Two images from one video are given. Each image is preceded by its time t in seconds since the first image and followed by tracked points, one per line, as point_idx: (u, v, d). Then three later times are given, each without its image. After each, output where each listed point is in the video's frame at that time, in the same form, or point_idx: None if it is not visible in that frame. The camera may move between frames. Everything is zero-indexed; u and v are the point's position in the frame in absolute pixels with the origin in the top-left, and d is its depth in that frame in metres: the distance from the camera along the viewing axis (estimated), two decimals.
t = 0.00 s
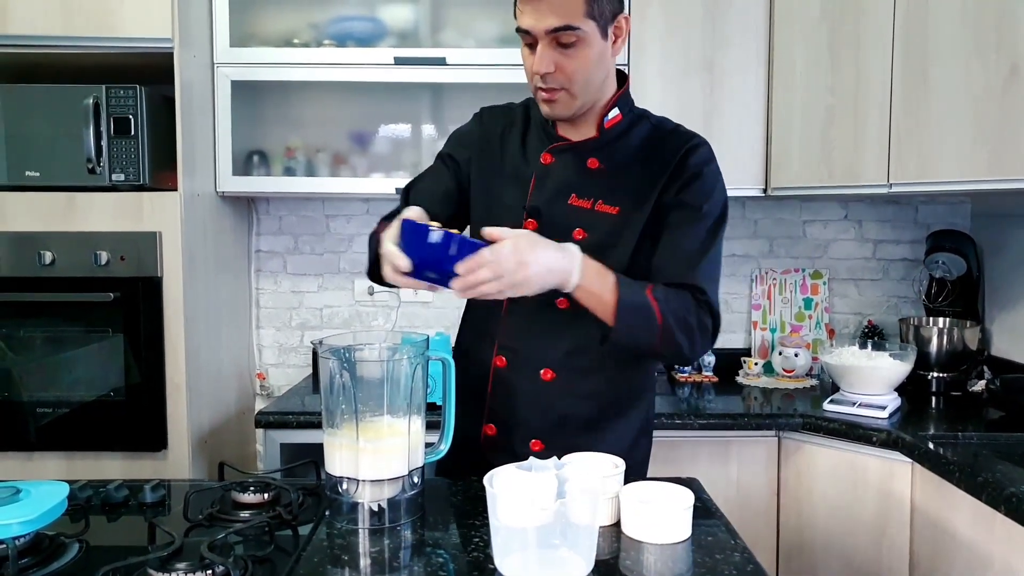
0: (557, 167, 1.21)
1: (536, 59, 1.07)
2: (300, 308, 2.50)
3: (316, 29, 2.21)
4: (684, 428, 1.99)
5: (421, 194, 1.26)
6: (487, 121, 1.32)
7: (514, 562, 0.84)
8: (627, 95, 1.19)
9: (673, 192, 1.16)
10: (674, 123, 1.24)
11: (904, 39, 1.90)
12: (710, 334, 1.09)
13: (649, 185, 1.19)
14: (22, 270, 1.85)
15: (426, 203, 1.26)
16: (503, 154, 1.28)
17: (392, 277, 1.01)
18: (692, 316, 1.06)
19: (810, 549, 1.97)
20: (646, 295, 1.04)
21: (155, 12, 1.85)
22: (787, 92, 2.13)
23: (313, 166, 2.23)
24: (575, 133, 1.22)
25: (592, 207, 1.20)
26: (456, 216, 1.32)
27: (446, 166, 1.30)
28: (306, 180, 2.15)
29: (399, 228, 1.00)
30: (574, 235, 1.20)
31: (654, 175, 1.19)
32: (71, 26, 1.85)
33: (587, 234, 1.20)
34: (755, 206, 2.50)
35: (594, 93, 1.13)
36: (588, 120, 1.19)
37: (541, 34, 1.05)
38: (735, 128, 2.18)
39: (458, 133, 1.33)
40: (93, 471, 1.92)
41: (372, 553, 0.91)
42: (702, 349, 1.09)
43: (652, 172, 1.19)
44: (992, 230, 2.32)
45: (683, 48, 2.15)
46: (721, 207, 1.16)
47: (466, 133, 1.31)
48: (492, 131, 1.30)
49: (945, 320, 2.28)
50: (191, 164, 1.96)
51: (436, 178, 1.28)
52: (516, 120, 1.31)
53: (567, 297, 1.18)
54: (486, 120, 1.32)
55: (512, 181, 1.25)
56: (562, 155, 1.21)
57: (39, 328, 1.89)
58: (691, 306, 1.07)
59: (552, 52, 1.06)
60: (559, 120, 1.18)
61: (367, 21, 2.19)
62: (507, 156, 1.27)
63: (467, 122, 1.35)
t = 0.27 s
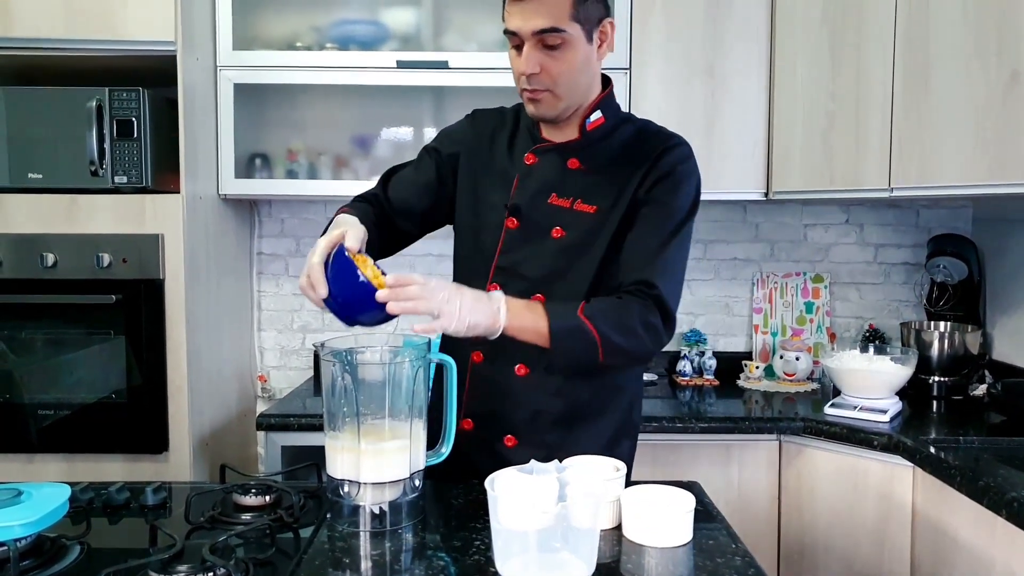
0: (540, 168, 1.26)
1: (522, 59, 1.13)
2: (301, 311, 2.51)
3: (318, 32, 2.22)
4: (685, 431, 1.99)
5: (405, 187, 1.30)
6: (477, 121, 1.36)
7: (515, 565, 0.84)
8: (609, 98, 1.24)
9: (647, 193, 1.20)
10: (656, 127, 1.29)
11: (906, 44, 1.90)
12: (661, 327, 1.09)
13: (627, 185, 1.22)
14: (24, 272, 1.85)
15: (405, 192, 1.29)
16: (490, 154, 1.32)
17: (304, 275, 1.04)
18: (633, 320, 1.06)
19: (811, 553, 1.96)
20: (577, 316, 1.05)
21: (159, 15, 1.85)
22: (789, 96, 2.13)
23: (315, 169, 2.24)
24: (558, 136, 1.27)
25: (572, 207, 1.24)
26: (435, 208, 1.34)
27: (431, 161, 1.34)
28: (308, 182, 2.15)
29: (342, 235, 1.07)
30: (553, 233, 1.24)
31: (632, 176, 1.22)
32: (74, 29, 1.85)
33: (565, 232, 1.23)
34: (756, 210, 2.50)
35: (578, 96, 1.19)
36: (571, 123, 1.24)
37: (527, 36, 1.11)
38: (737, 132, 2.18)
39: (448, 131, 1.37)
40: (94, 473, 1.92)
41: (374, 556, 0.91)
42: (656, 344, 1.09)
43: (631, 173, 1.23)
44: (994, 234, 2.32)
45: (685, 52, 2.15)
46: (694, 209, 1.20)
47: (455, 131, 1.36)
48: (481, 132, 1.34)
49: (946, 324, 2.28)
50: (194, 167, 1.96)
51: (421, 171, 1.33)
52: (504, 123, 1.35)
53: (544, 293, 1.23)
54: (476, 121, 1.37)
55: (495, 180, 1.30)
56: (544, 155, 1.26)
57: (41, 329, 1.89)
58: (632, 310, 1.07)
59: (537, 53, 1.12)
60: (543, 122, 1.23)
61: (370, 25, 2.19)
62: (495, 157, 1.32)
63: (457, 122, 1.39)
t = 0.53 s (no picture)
0: (519, 171, 1.26)
1: (491, 69, 1.13)
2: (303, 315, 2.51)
3: (320, 37, 2.22)
4: (687, 435, 1.98)
5: (384, 194, 1.29)
6: (454, 126, 1.37)
7: (516, 569, 0.84)
8: (584, 101, 1.25)
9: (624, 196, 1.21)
10: (632, 127, 1.30)
11: (907, 48, 1.91)
12: (640, 330, 1.12)
13: (605, 186, 1.23)
14: (25, 276, 1.85)
15: (389, 199, 1.29)
16: (469, 158, 1.32)
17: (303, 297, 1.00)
18: (613, 327, 1.09)
19: (813, 558, 1.96)
20: (558, 329, 1.07)
21: (161, 19, 1.86)
22: (790, 101, 2.13)
23: (317, 173, 2.24)
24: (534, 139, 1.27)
25: (552, 209, 1.24)
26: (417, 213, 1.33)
27: (411, 165, 1.33)
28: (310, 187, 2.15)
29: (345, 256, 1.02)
30: (534, 236, 1.24)
31: (611, 177, 1.24)
32: (77, 33, 1.86)
33: (546, 235, 1.23)
34: (757, 214, 2.50)
35: (550, 100, 1.19)
36: (547, 126, 1.25)
37: (494, 46, 1.11)
38: (739, 137, 2.18)
39: (426, 135, 1.36)
40: (96, 477, 1.92)
41: (375, 560, 0.91)
42: (636, 346, 1.12)
43: (609, 174, 1.24)
44: (995, 239, 2.32)
45: (686, 57, 2.16)
46: (669, 210, 1.22)
47: (433, 136, 1.36)
48: (459, 136, 1.35)
49: (948, 328, 2.27)
50: (195, 171, 1.96)
51: (400, 176, 1.32)
52: (481, 127, 1.35)
53: (529, 297, 1.23)
54: (454, 125, 1.37)
55: (475, 185, 1.30)
56: (523, 158, 1.26)
57: (42, 333, 1.89)
58: (610, 317, 1.10)
59: (506, 62, 1.12)
60: (519, 129, 1.24)
61: (371, 30, 2.20)
62: (474, 160, 1.32)
63: (435, 126, 1.39)
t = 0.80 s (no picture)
0: (506, 173, 1.26)
1: (467, 80, 1.13)
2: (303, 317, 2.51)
3: (321, 39, 2.22)
4: (688, 438, 1.98)
5: (376, 199, 1.30)
6: (442, 128, 1.37)
7: (518, 572, 0.84)
8: (567, 99, 1.25)
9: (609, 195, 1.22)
10: (618, 124, 1.30)
11: (908, 50, 1.91)
12: (633, 329, 1.12)
13: (591, 185, 1.24)
14: (27, 279, 1.85)
15: (380, 203, 1.29)
16: (456, 161, 1.33)
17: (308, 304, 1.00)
18: (607, 327, 1.10)
19: (815, 560, 1.95)
20: (552, 332, 1.07)
21: (163, 23, 1.86)
22: (791, 103, 2.13)
23: (317, 175, 2.23)
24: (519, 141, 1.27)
25: (539, 209, 1.24)
26: (409, 216, 1.34)
27: (401, 169, 1.34)
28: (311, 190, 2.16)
29: (355, 270, 1.04)
30: (523, 237, 1.24)
31: (597, 176, 1.24)
32: (78, 36, 1.86)
33: (535, 235, 1.24)
34: (758, 216, 2.51)
35: (530, 104, 1.19)
36: (531, 127, 1.25)
37: (468, 57, 1.11)
38: (740, 139, 2.18)
39: (416, 139, 1.37)
40: (97, 480, 1.92)
41: (376, 563, 0.90)
42: (629, 345, 1.12)
43: (595, 172, 1.24)
44: (996, 240, 2.32)
45: (687, 59, 2.16)
46: (657, 207, 1.22)
47: (421, 139, 1.36)
48: (447, 138, 1.35)
49: (949, 330, 2.27)
50: (196, 173, 1.96)
51: (391, 180, 1.32)
52: (467, 129, 1.36)
53: (520, 298, 1.23)
54: (441, 128, 1.37)
55: (463, 187, 1.30)
56: (509, 159, 1.26)
57: (43, 336, 1.89)
58: (604, 318, 1.10)
59: (481, 71, 1.12)
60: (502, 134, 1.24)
61: (372, 32, 2.20)
62: (461, 162, 1.32)
63: (422, 130, 1.40)
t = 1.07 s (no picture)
0: (500, 172, 1.26)
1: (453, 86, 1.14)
2: (304, 319, 2.51)
3: (320, 40, 2.22)
4: (689, 438, 1.98)
5: (379, 201, 1.32)
6: (440, 129, 1.38)
7: (519, 572, 0.84)
8: (560, 98, 1.25)
9: (603, 193, 1.21)
10: (613, 122, 1.29)
11: (908, 49, 1.91)
12: (632, 329, 1.12)
13: (585, 183, 1.23)
14: (26, 281, 1.85)
15: (384, 205, 1.31)
16: (453, 161, 1.33)
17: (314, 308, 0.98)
18: (604, 327, 1.09)
19: (816, 560, 1.95)
20: (552, 334, 1.07)
21: (162, 24, 1.86)
22: (791, 103, 2.13)
23: (317, 176, 2.23)
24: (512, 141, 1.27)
25: (534, 208, 1.24)
26: (412, 217, 1.36)
27: (402, 171, 1.35)
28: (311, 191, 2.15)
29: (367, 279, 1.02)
30: (517, 236, 1.24)
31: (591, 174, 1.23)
32: (77, 38, 1.86)
33: (530, 234, 1.23)
34: (758, 216, 2.51)
35: (518, 106, 1.19)
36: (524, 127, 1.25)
37: (451, 64, 1.11)
38: (740, 139, 2.18)
39: (415, 139, 1.38)
40: (97, 482, 1.92)
41: (377, 564, 0.90)
42: (627, 344, 1.12)
43: (588, 171, 1.24)
44: (997, 239, 2.32)
45: (686, 59, 2.16)
46: (652, 206, 1.22)
47: (420, 140, 1.37)
48: (445, 139, 1.36)
49: (950, 329, 2.27)
50: (195, 175, 1.96)
51: (393, 181, 1.34)
52: (463, 129, 1.36)
53: (514, 298, 1.23)
54: (440, 128, 1.38)
55: (459, 187, 1.30)
56: (502, 159, 1.26)
57: (42, 339, 1.89)
58: (603, 318, 1.10)
59: (466, 77, 1.12)
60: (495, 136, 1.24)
61: (371, 33, 2.20)
62: (457, 162, 1.33)
63: (421, 130, 1.40)
